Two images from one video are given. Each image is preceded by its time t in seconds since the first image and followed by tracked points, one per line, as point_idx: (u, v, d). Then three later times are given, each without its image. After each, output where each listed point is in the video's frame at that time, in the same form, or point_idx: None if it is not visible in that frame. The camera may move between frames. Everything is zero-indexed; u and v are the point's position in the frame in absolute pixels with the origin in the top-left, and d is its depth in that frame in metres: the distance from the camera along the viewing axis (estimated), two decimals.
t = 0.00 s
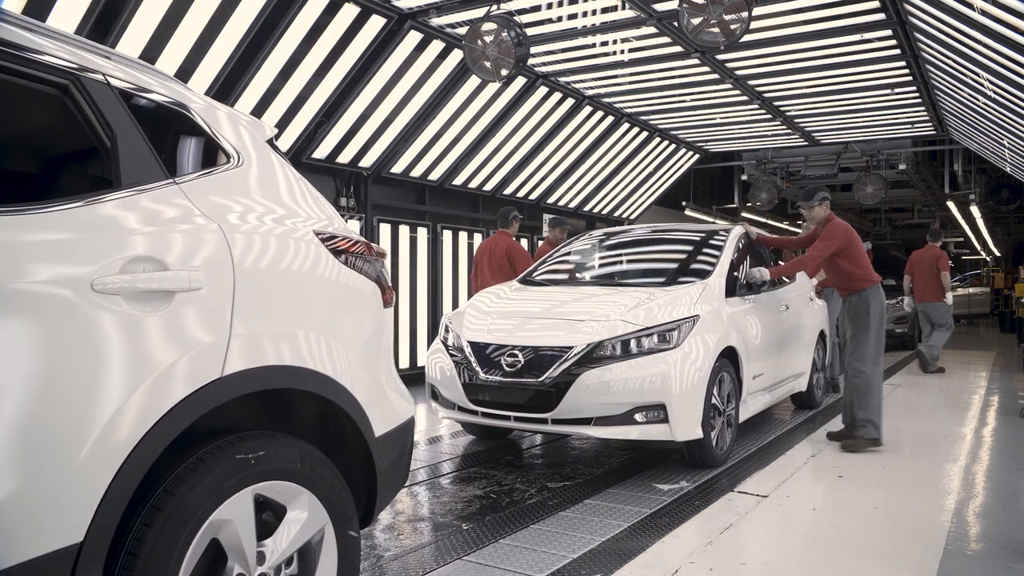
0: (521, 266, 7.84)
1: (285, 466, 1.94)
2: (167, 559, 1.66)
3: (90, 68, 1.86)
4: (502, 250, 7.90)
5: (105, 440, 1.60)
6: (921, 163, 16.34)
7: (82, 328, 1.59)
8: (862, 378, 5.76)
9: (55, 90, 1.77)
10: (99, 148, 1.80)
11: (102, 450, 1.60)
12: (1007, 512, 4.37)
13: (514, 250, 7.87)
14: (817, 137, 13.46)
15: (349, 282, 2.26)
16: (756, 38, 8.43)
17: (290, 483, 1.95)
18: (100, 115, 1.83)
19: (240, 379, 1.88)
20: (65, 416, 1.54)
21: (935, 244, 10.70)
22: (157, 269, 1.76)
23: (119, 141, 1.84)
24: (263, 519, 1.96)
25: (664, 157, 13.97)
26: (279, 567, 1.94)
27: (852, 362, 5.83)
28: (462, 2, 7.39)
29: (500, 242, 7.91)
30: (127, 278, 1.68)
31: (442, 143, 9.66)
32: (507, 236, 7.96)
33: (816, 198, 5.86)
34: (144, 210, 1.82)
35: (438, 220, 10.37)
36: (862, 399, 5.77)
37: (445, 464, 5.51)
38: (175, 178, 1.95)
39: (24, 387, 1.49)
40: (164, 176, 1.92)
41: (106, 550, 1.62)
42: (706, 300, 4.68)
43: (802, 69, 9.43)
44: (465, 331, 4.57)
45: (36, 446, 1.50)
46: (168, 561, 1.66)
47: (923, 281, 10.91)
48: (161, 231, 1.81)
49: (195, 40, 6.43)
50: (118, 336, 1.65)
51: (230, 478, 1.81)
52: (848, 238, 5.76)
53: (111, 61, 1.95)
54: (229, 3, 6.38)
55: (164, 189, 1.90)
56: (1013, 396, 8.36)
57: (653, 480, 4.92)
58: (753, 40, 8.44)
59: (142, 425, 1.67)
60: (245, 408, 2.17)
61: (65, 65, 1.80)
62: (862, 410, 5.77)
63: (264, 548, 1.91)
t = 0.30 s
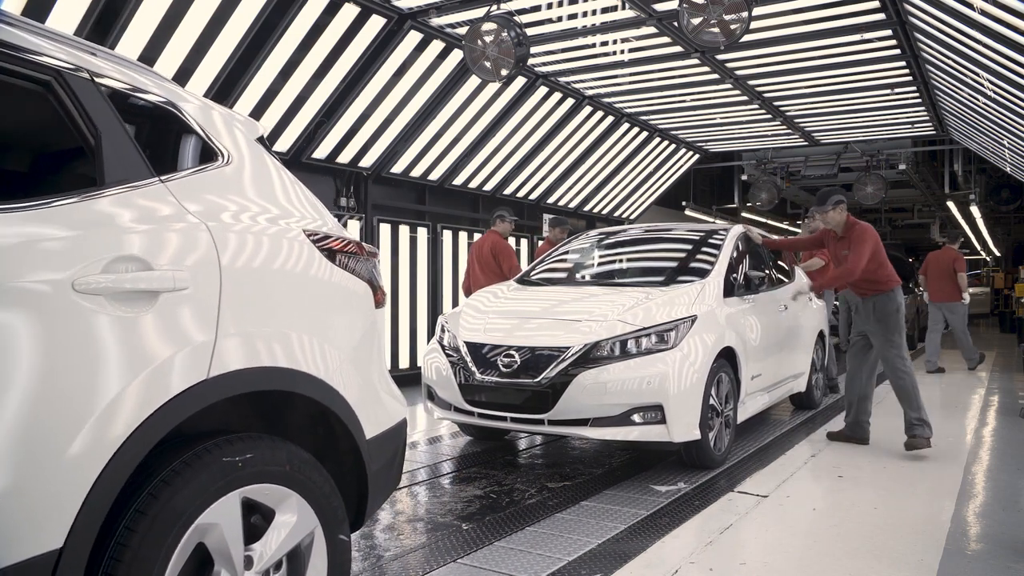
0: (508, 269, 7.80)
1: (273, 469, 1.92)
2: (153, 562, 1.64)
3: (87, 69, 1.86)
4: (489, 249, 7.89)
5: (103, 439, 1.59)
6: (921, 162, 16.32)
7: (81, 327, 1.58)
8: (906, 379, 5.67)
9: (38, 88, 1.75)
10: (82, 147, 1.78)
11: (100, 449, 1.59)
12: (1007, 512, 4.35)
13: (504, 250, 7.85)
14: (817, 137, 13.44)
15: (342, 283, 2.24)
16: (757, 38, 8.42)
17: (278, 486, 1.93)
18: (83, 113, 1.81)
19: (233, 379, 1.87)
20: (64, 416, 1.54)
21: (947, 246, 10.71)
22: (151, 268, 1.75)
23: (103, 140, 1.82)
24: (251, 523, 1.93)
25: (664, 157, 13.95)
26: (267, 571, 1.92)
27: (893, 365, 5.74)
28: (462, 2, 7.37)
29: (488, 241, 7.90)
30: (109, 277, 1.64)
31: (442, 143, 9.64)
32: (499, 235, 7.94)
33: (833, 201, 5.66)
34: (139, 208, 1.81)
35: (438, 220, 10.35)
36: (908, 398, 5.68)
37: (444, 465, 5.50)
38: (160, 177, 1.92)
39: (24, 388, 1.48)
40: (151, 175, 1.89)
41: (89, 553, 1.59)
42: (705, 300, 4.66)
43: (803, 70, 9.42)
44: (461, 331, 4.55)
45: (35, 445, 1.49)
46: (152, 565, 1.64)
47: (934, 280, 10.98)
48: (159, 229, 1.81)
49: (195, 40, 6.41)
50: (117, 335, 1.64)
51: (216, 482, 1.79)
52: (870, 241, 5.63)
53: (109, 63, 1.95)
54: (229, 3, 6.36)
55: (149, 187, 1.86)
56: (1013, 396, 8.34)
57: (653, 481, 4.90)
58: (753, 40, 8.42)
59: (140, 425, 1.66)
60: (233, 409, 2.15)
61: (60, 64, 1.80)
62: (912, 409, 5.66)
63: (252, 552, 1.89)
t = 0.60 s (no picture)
0: (512, 268, 7.83)
1: (260, 472, 1.90)
2: (141, 562, 1.63)
3: (84, 69, 1.86)
4: (488, 249, 7.89)
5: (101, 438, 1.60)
6: (921, 163, 16.31)
7: (78, 325, 1.59)
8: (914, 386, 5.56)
9: (20, 85, 1.72)
10: (68, 146, 1.76)
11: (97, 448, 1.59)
12: (1007, 512, 4.34)
13: (503, 251, 7.86)
14: (817, 138, 13.43)
15: (334, 285, 2.22)
16: (757, 38, 8.40)
17: (266, 489, 1.91)
18: (69, 111, 1.78)
19: (228, 379, 1.86)
20: (64, 416, 1.54)
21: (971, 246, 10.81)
22: (144, 267, 1.74)
23: (90, 138, 1.80)
24: (241, 526, 1.92)
25: (664, 157, 13.93)
26: None
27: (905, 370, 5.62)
28: (462, 2, 7.35)
29: (488, 241, 7.90)
30: (92, 279, 1.62)
31: (442, 143, 9.62)
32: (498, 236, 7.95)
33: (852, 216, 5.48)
34: (134, 208, 1.81)
35: (438, 220, 10.34)
36: (915, 405, 5.56)
37: (444, 465, 5.49)
38: (148, 176, 1.89)
39: (24, 388, 1.49)
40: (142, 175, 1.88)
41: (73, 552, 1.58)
42: (703, 299, 4.64)
43: (803, 70, 9.40)
44: (458, 331, 4.54)
45: (34, 443, 1.50)
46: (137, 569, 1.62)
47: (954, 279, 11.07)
48: (155, 227, 1.81)
49: (196, 40, 6.40)
50: (114, 333, 1.65)
51: (203, 485, 1.77)
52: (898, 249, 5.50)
53: (107, 64, 1.96)
54: (230, 3, 6.35)
55: (133, 187, 1.83)
56: (1014, 396, 8.33)
57: (653, 481, 4.89)
58: (753, 40, 8.40)
59: (137, 422, 1.66)
60: (225, 410, 2.13)
61: (57, 64, 1.80)
62: (919, 418, 5.56)
63: (241, 557, 1.86)
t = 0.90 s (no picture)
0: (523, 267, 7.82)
1: (248, 475, 1.88)
2: (126, 562, 1.62)
3: (80, 69, 1.86)
4: (500, 249, 7.87)
5: (98, 438, 1.60)
6: (921, 163, 16.30)
7: (73, 323, 1.59)
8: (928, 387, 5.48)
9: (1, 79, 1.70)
10: (50, 142, 1.73)
11: (94, 447, 1.59)
12: (1007, 512, 4.32)
13: (514, 253, 7.86)
14: (817, 138, 13.41)
15: (326, 288, 2.20)
16: (756, 38, 8.38)
17: (252, 492, 1.89)
18: (51, 107, 1.76)
19: (220, 380, 1.85)
20: (62, 414, 1.55)
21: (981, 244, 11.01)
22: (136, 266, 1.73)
23: (71, 135, 1.77)
24: (228, 530, 1.89)
25: (664, 157, 13.91)
26: None
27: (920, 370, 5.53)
28: (462, 2, 7.34)
29: (501, 242, 7.88)
30: (70, 278, 1.60)
31: (442, 143, 9.60)
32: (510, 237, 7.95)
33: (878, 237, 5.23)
34: (127, 206, 1.80)
35: (438, 220, 10.32)
36: (925, 405, 5.53)
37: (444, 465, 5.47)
38: (132, 174, 1.86)
39: (20, 388, 1.50)
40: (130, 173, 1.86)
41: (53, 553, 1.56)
42: (702, 300, 4.62)
43: (802, 69, 9.38)
44: (454, 332, 4.52)
45: (31, 441, 1.51)
46: None
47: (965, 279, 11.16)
48: (147, 226, 1.80)
49: (195, 40, 6.38)
50: (109, 332, 1.65)
51: (188, 489, 1.75)
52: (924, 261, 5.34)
53: (104, 65, 1.96)
54: (230, 3, 6.33)
55: (117, 185, 1.81)
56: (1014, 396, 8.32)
57: (652, 481, 4.87)
58: (753, 41, 8.38)
59: (132, 420, 1.66)
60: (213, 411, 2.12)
61: (51, 63, 1.80)
62: (927, 419, 5.54)
63: (227, 561, 1.83)
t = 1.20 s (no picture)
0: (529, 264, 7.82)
1: (237, 477, 1.86)
2: (113, 561, 1.60)
3: (77, 68, 1.87)
4: (512, 246, 7.84)
5: (93, 433, 1.60)
6: (921, 163, 16.29)
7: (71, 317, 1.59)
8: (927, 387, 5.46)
9: None
10: (33, 137, 1.70)
11: (86, 443, 1.59)
12: (1007, 512, 4.30)
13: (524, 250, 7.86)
14: (817, 137, 13.39)
15: (318, 289, 2.19)
16: (756, 38, 8.37)
17: (241, 495, 1.87)
18: (34, 102, 1.73)
19: (213, 379, 1.84)
20: (59, 412, 1.55)
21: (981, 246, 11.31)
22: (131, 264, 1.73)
23: (54, 131, 1.75)
24: (216, 533, 1.88)
25: (664, 157, 13.89)
26: None
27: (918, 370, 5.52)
28: (462, 2, 7.32)
29: (515, 240, 7.86)
30: (53, 276, 1.58)
31: (442, 143, 9.58)
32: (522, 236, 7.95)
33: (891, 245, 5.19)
34: (120, 204, 1.79)
35: (438, 220, 10.30)
36: (923, 406, 5.51)
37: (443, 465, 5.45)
38: (117, 171, 1.84)
39: (18, 387, 1.50)
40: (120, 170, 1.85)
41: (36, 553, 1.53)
42: (700, 300, 4.61)
43: (803, 70, 9.37)
44: (451, 332, 4.50)
45: (28, 437, 1.51)
46: None
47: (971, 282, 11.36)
48: (141, 225, 1.79)
49: (195, 40, 6.37)
50: (105, 327, 1.65)
51: (176, 492, 1.73)
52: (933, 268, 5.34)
53: (101, 65, 1.96)
54: (229, 2, 6.31)
55: (102, 182, 1.79)
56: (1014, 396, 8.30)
57: (651, 482, 4.84)
58: (753, 40, 8.37)
59: (128, 416, 1.66)
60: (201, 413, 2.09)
61: (51, 63, 1.81)
62: (926, 419, 5.53)
63: (215, 565, 1.82)
